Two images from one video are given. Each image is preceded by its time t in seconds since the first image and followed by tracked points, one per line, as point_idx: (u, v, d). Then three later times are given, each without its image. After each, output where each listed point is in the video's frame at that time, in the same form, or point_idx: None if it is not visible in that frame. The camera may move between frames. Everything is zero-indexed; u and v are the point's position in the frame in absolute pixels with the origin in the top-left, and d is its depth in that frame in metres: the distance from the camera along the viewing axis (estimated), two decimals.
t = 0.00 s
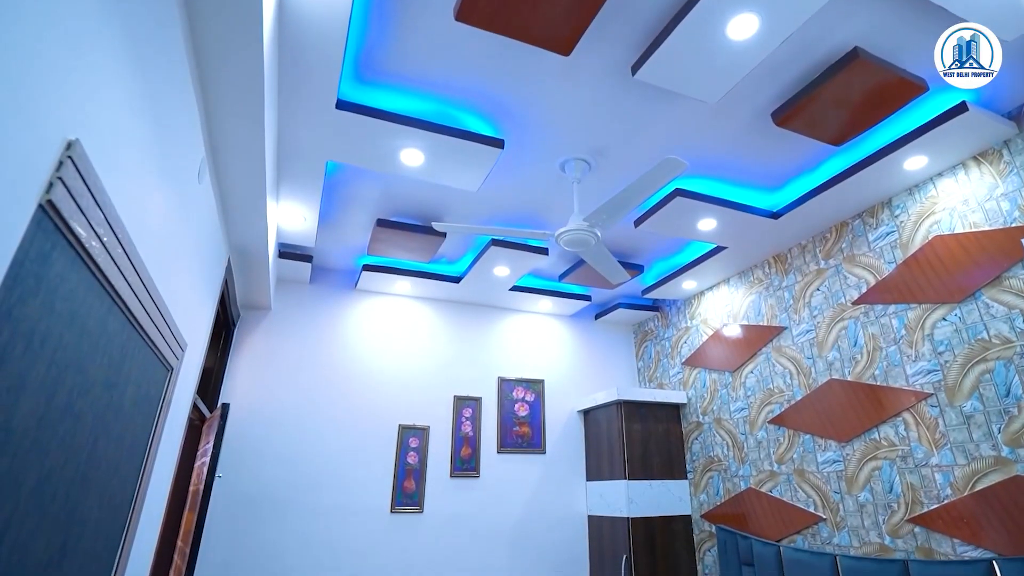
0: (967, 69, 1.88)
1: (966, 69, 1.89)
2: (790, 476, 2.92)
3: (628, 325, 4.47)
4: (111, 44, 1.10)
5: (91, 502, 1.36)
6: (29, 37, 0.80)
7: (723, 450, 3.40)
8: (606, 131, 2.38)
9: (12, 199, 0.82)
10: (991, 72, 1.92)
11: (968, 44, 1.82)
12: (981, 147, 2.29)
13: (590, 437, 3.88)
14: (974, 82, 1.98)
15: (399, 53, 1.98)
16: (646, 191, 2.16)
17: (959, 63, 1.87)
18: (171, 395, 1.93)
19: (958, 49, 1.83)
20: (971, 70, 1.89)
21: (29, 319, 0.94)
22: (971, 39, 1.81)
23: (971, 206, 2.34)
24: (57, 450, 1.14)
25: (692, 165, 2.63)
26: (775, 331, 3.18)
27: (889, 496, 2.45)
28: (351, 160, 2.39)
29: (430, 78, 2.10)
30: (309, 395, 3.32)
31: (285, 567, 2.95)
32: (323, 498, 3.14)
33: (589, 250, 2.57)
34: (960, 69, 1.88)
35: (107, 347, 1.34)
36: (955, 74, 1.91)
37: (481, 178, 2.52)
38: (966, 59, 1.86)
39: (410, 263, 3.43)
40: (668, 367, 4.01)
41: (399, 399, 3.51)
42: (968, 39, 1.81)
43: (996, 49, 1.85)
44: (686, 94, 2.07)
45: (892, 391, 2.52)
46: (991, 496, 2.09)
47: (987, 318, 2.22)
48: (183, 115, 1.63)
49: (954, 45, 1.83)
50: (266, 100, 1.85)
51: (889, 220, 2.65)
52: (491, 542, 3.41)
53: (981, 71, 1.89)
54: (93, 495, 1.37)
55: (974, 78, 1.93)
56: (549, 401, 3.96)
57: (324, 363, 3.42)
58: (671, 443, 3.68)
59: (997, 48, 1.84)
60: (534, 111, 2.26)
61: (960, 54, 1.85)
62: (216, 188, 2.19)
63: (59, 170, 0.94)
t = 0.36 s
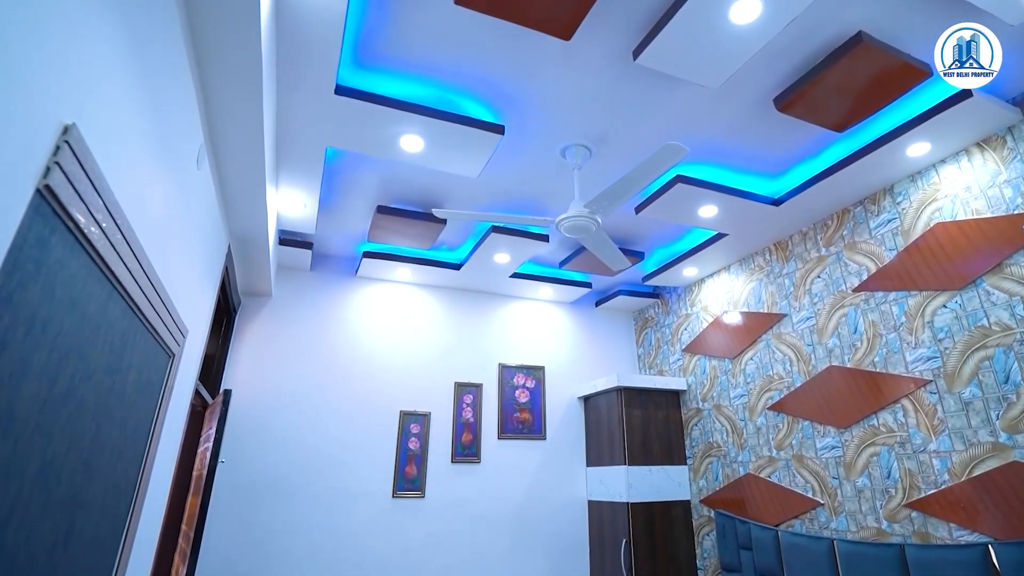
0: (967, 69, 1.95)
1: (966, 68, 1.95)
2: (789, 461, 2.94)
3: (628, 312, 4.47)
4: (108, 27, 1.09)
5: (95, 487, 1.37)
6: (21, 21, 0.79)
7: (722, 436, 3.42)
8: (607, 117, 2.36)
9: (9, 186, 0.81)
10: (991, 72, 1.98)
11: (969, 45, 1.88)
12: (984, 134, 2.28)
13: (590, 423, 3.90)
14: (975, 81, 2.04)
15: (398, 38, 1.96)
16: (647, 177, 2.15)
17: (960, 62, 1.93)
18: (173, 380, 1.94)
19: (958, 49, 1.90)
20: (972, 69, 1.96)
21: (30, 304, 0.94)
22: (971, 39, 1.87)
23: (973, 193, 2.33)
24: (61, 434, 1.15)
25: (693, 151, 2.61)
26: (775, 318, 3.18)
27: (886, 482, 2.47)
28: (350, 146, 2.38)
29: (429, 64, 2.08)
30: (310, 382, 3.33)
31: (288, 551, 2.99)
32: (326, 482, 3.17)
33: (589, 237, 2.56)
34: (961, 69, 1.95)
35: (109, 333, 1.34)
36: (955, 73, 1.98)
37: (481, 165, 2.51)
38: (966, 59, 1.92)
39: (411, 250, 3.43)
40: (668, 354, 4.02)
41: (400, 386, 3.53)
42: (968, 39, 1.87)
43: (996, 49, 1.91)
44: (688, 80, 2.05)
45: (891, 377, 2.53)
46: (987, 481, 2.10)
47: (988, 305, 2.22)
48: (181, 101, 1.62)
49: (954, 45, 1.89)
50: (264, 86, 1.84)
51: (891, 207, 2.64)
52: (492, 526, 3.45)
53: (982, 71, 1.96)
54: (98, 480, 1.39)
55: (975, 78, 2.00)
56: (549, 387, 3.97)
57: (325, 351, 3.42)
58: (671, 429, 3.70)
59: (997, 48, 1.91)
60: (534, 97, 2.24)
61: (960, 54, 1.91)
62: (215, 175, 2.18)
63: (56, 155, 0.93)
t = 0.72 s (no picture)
0: (967, 69, 1.96)
1: (966, 69, 1.96)
2: (787, 447, 2.96)
3: (628, 300, 4.47)
4: (102, 9, 1.07)
5: (98, 471, 1.38)
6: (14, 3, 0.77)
7: (722, 422, 3.43)
8: (608, 102, 2.33)
9: (3, 172, 0.80)
10: (990, 74, 1.98)
11: (968, 44, 1.90)
12: (988, 120, 2.26)
13: (591, 409, 3.92)
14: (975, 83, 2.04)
15: (397, 22, 1.93)
16: (648, 163, 2.13)
17: (959, 63, 1.94)
18: (175, 366, 1.94)
19: (958, 49, 1.91)
20: (971, 70, 1.96)
21: (29, 289, 0.94)
22: (971, 39, 1.89)
23: (975, 179, 2.31)
24: (62, 419, 1.15)
25: (695, 137, 2.59)
26: (775, 305, 3.18)
27: (884, 467, 2.49)
28: (349, 132, 2.36)
29: (429, 48, 2.06)
30: (311, 368, 3.34)
31: (291, 535, 3.02)
32: (328, 468, 3.19)
33: (589, 223, 2.55)
34: (961, 69, 1.95)
35: (109, 318, 1.34)
36: (955, 73, 1.98)
37: (481, 151, 2.49)
38: (966, 59, 1.93)
39: (411, 237, 3.42)
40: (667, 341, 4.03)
41: (401, 373, 3.54)
42: (968, 40, 1.90)
43: (996, 50, 1.93)
44: (690, 64, 2.02)
45: (890, 364, 2.53)
46: (984, 466, 2.12)
47: (988, 292, 2.21)
48: (179, 86, 1.60)
49: (954, 45, 1.91)
50: (262, 71, 1.81)
51: (892, 194, 2.63)
52: (492, 511, 3.48)
53: (981, 72, 1.96)
54: (100, 464, 1.40)
55: (974, 79, 1.99)
56: (550, 374, 3.98)
57: (325, 338, 3.43)
58: (671, 415, 3.72)
59: (997, 48, 1.92)
60: (534, 82, 2.21)
61: (960, 54, 1.93)
62: (214, 161, 2.17)
63: (52, 139, 0.92)
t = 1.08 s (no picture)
0: (967, 70, 1.95)
1: (966, 69, 1.95)
2: (786, 433, 2.98)
3: (628, 286, 4.47)
4: None
5: (101, 456, 1.39)
6: None
7: (721, 408, 3.45)
8: (609, 87, 2.31)
9: None
10: (990, 75, 1.98)
11: (968, 44, 1.91)
12: (992, 105, 2.24)
13: (591, 395, 3.93)
14: (974, 83, 2.03)
15: (395, 5, 1.91)
16: (650, 148, 2.11)
17: (959, 63, 1.94)
18: (176, 352, 1.95)
19: (958, 49, 1.92)
20: (971, 70, 1.95)
21: (28, 274, 0.94)
22: (971, 39, 1.90)
23: (978, 165, 2.30)
24: (64, 405, 1.16)
25: (696, 123, 2.57)
26: (775, 291, 3.18)
27: (882, 453, 2.50)
28: (348, 117, 2.34)
29: (428, 32, 2.03)
30: (312, 355, 3.35)
31: (294, 519, 3.05)
32: (330, 452, 3.22)
33: (590, 210, 2.54)
34: (961, 69, 1.95)
35: (109, 304, 1.34)
36: (955, 74, 1.97)
37: (481, 137, 2.47)
38: (966, 59, 1.93)
39: (411, 223, 3.41)
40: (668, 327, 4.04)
41: (401, 359, 3.55)
42: (968, 39, 1.91)
43: (995, 51, 1.93)
44: (692, 48, 2.00)
45: (889, 350, 2.54)
46: (981, 451, 2.13)
47: (988, 279, 2.21)
48: (176, 71, 1.58)
49: (954, 45, 1.91)
50: (259, 55, 1.79)
51: (894, 180, 2.62)
52: (493, 495, 3.51)
53: (981, 72, 1.95)
54: (103, 448, 1.40)
55: (974, 79, 1.98)
56: (550, 360, 3.99)
57: (326, 324, 3.43)
58: (671, 401, 3.73)
59: (997, 49, 1.93)
60: (534, 66, 2.19)
61: (960, 54, 1.93)
62: (212, 147, 2.15)
63: (47, 123, 0.91)
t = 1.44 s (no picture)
0: (967, 70, 2.00)
1: (966, 69, 2.00)
2: (785, 418, 3.00)
3: (628, 273, 4.47)
4: None
5: (105, 440, 1.40)
6: None
7: (720, 393, 3.47)
8: (610, 71, 2.29)
9: None
10: (991, 74, 2.02)
11: (968, 44, 1.95)
12: (997, 91, 2.22)
13: (591, 380, 3.95)
14: (975, 83, 2.09)
15: None
16: (651, 134, 2.10)
17: (960, 62, 1.98)
18: (178, 338, 1.95)
19: (958, 49, 1.96)
20: (971, 70, 2.00)
21: (27, 260, 0.93)
22: (970, 39, 1.95)
23: (981, 151, 2.28)
24: (66, 390, 1.16)
25: (697, 108, 2.55)
26: (775, 278, 3.18)
27: (879, 438, 2.52)
28: (347, 102, 2.32)
29: (426, 16, 2.00)
30: (313, 341, 3.35)
31: (297, 502, 3.08)
32: (332, 438, 3.24)
33: (590, 195, 2.53)
34: (961, 69, 1.99)
35: (110, 290, 1.34)
36: (956, 73, 2.02)
37: (480, 122, 2.45)
38: (966, 59, 1.97)
39: (411, 209, 3.40)
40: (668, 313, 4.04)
41: (402, 345, 3.56)
42: (968, 39, 1.95)
43: (996, 51, 1.97)
44: (694, 33, 1.98)
45: (889, 336, 2.55)
46: (978, 436, 2.15)
47: (989, 266, 2.21)
48: (172, 56, 1.56)
49: (954, 45, 1.96)
50: (257, 39, 1.77)
51: (896, 166, 2.60)
52: (494, 480, 3.54)
53: (982, 72, 2.00)
54: (107, 433, 1.41)
55: (975, 78, 2.04)
56: (550, 346, 4.00)
57: (326, 310, 3.43)
58: (671, 386, 3.75)
59: (998, 49, 1.96)
60: (534, 51, 2.16)
61: (960, 54, 1.97)
62: (210, 133, 2.13)
63: (43, 107, 0.91)
